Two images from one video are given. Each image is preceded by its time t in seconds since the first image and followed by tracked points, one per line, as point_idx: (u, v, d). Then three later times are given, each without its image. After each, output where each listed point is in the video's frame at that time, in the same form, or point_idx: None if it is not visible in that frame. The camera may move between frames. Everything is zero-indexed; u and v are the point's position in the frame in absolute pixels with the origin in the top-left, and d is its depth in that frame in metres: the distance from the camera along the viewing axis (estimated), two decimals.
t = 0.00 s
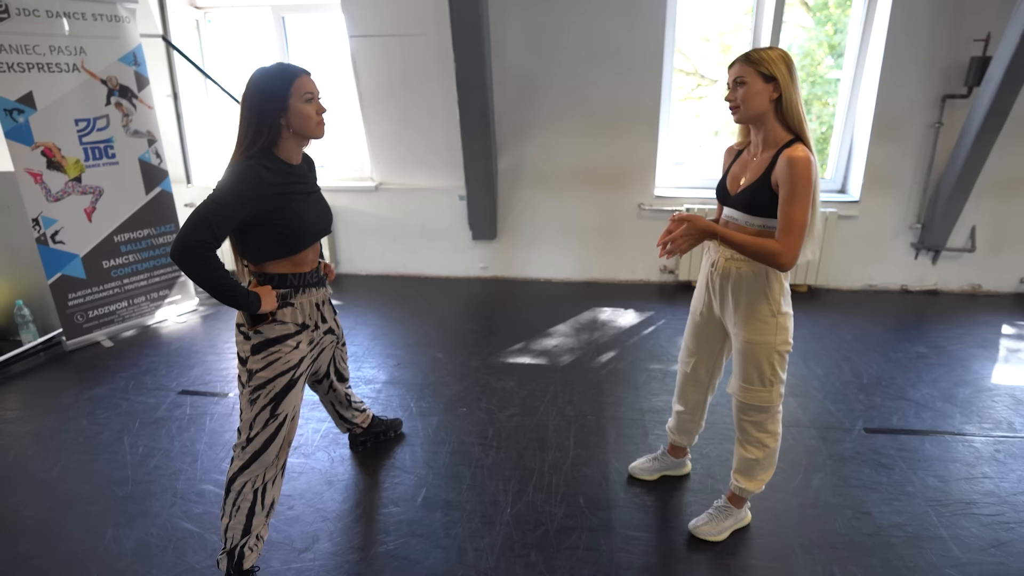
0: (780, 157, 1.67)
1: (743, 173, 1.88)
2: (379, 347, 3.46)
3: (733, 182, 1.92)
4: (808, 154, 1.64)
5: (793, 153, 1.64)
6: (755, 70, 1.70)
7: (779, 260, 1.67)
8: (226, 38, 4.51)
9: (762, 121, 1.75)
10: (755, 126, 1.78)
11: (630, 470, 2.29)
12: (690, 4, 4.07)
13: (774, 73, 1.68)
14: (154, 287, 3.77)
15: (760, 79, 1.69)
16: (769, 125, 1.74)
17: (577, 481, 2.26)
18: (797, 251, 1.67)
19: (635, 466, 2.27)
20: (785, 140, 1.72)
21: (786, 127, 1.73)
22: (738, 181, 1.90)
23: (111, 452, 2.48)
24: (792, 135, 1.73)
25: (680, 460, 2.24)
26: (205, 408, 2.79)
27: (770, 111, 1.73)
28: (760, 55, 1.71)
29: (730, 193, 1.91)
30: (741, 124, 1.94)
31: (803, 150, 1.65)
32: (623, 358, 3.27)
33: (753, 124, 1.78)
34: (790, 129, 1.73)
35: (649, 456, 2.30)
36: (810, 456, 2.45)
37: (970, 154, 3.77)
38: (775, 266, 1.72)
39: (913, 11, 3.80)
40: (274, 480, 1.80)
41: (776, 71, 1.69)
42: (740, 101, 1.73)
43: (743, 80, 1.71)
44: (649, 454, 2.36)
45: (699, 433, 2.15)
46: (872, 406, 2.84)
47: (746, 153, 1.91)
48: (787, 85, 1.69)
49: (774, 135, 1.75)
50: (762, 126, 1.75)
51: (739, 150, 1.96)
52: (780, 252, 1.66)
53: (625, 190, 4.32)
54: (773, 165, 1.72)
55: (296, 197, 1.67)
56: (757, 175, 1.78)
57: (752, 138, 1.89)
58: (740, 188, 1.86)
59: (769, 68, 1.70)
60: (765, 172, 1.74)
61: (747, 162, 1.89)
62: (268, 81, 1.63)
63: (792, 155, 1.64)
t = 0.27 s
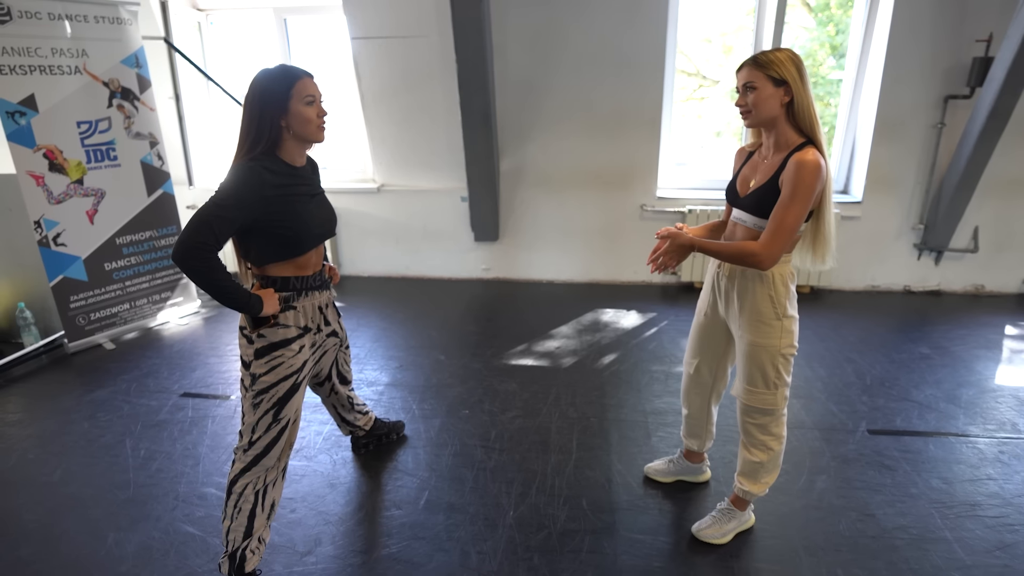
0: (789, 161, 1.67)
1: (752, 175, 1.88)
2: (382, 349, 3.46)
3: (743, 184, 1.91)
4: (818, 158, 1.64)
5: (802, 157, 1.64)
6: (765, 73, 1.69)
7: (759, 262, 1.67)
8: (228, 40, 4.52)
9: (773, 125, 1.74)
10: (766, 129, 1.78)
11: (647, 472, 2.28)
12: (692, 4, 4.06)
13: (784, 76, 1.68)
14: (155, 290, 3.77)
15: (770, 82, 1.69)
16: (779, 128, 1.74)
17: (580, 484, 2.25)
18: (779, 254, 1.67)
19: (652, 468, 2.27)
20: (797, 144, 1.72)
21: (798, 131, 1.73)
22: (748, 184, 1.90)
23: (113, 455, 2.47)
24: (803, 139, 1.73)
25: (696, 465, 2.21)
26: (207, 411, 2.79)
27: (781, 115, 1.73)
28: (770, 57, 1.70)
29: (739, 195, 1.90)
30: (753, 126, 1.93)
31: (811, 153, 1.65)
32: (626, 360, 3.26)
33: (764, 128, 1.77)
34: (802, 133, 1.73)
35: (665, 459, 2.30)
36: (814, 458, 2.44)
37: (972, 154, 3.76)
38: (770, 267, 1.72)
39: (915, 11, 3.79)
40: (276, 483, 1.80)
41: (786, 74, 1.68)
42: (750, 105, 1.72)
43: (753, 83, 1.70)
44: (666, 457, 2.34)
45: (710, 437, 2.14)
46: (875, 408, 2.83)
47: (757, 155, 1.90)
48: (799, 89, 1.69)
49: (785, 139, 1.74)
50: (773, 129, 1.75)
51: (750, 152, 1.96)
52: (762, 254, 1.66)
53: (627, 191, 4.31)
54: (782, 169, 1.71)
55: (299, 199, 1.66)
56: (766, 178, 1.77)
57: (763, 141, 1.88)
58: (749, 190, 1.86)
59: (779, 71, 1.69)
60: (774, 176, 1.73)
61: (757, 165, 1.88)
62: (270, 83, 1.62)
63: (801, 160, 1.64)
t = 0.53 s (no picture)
0: (786, 161, 1.65)
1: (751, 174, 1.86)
2: (383, 350, 3.44)
3: (742, 182, 1.89)
4: (815, 159, 1.62)
5: (800, 157, 1.62)
6: (767, 73, 1.67)
7: (759, 261, 1.65)
8: (228, 41, 4.50)
9: (773, 125, 1.72)
10: (766, 129, 1.76)
11: (650, 475, 2.27)
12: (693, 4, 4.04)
13: (787, 76, 1.66)
14: (155, 291, 3.76)
15: (773, 81, 1.67)
16: (779, 128, 1.72)
17: (584, 487, 2.23)
18: (779, 254, 1.65)
19: (655, 471, 2.26)
20: (795, 144, 1.70)
21: (797, 132, 1.72)
22: (746, 183, 1.88)
23: (113, 458, 2.46)
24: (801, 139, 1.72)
25: (700, 469, 2.19)
26: (207, 414, 2.78)
27: (781, 115, 1.71)
28: (773, 57, 1.68)
29: (738, 193, 1.89)
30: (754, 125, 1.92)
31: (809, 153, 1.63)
32: (629, 361, 3.25)
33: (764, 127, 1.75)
34: (800, 133, 1.72)
35: (668, 462, 2.28)
36: (818, 460, 2.43)
37: (975, 154, 3.75)
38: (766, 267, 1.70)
39: (917, 10, 3.78)
40: (279, 489, 1.78)
41: (789, 74, 1.67)
42: (751, 103, 1.70)
43: (755, 82, 1.68)
44: (670, 460, 2.33)
45: (717, 438, 2.12)
46: (880, 409, 2.81)
47: (756, 155, 1.89)
48: (801, 90, 1.67)
49: (784, 138, 1.73)
50: (773, 129, 1.73)
51: (750, 151, 1.94)
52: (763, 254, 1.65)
53: (629, 191, 4.29)
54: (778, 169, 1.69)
55: (303, 202, 1.65)
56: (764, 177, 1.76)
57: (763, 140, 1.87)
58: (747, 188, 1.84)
59: (782, 71, 1.67)
60: (771, 175, 1.72)
61: (756, 164, 1.86)
62: (277, 85, 1.61)
63: (799, 160, 1.62)
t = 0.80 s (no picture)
0: (784, 161, 1.63)
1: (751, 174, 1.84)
2: (387, 353, 3.43)
3: (742, 183, 1.86)
4: (813, 159, 1.59)
5: (797, 157, 1.60)
6: (772, 71, 1.65)
7: (767, 262, 1.63)
8: (232, 43, 4.50)
9: (772, 123, 1.70)
10: (767, 128, 1.74)
11: (657, 481, 2.24)
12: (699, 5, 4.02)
13: (791, 75, 1.64)
14: (159, 294, 3.75)
15: (777, 80, 1.65)
16: (779, 128, 1.70)
17: (590, 493, 2.21)
18: (788, 255, 1.63)
19: (662, 476, 2.23)
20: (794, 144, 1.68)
21: (797, 133, 1.69)
22: (746, 184, 1.85)
23: (116, 462, 2.45)
24: (801, 140, 1.69)
25: (708, 474, 2.17)
26: (211, 417, 2.76)
27: (782, 115, 1.68)
28: (778, 55, 1.66)
29: (738, 193, 1.86)
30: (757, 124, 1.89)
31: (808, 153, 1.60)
32: (634, 364, 3.23)
33: (765, 126, 1.73)
34: (800, 134, 1.69)
35: (676, 467, 2.26)
36: (828, 465, 2.40)
37: (984, 156, 3.72)
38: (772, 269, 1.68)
39: (925, 11, 3.75)
40: (285, 495, 1.76)
41: (793, 73, 1.64)
42: (754, 101, 1.68)
43: (759, 80, 1.66)
44: (677, 465, 2.31)
45: (726, 443, 2.10)
46: (889, 414, 2.78)
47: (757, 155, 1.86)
48: (804, 90, 1.64)
49: (785, 138, 1.70)
50: (772, 128, 1.71)
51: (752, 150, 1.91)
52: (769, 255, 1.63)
53: (633, 194, 4.27)
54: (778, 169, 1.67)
55: (311, 205, 1.63)
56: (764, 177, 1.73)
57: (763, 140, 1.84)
58: (748, 188, 1.82)
59: (787, 70, 1.65)
60: (770, 176, 1.69)
61: (756, 164, 1.84)
62: (286, 87, 1.59)
63: (796, 159, 1.59)
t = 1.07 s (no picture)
0: (792, 161, 1.61)
1: (755, 176, 1.82)
2: (392, 357, 3.42)
3: (746, 184, 1.85)
4: (821, 158, 1.57)
5: (806, 157, 1.58)
6: (776, 73, 1.63)
7: (793, 265, 1.59)
8: (238, 47, 4.51)
9: (774, 124, 1.68)
10: (770, 130, 1.72)
11: (664, 487, 2.22)
12: (706, 8, 4.00)
13: (795, 77, 1.62)
14: (164, 297, 3.75)
15: (781, 81, 1.63)
16: (783, 129, 1.68)
17: (597, 499, 2.19)
18: (811, 257, 1.60)
19: (670, 483, 2.21)
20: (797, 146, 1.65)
21: (801, 134, 1.66)
22: (751, 185, 1.83)
23: (121, 467, 2.44)
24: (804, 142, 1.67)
25: (716, 481, 2.14)
26: (215, 421, 2.75)
27: (785, 116, 1.66)
28: (783, 57, 1.64)
29: (744, 195, 1.84)
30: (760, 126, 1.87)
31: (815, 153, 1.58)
32: (640, 369, 3.21)
33: (768, 127, 1.71)
34: (804, 135, 1.66)
35: (683, 474, 2.23)
36: (837, 472, 2.38)
37: (993, 159, 3.69)
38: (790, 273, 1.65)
39: (933, 14, 3.73)
40: (289, 501, 1.75)
41: (797, 75, 1.62)
42: (757, 102, 1.66)
43: (762, 81, 1.64)
44: (685, 472, 2.28)
45: (734, 449, 2.08)
46: (898, 420, 2.75)
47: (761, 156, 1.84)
48: (807, 91, 1.62)
49: (788, 140, 1.68)
50: (775, 130, 1.69)
51: (753, 152, 1.89)
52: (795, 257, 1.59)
53: (639, 197, 4.25)
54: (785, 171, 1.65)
55: (318, 210, 1.62)
56: (769, 179, 1.71)
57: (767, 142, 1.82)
58: (753, 190, 1.79)
59: (791, 71, 1.63)
60: (776, 176, 1.68)
61: (759, 166, 1.82)
62: (292, 90, 1.58)
63: (804, 160, 1.57)
